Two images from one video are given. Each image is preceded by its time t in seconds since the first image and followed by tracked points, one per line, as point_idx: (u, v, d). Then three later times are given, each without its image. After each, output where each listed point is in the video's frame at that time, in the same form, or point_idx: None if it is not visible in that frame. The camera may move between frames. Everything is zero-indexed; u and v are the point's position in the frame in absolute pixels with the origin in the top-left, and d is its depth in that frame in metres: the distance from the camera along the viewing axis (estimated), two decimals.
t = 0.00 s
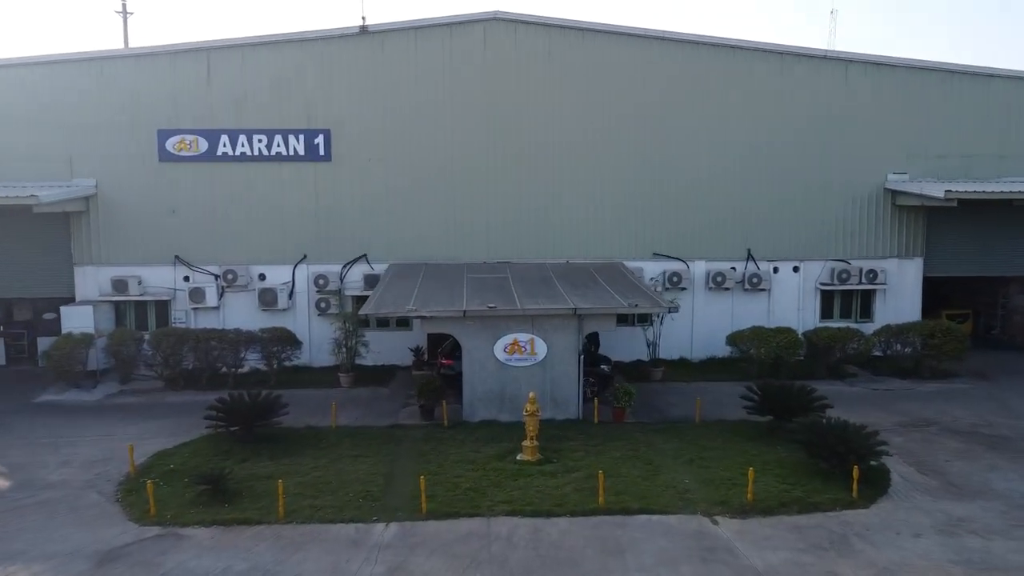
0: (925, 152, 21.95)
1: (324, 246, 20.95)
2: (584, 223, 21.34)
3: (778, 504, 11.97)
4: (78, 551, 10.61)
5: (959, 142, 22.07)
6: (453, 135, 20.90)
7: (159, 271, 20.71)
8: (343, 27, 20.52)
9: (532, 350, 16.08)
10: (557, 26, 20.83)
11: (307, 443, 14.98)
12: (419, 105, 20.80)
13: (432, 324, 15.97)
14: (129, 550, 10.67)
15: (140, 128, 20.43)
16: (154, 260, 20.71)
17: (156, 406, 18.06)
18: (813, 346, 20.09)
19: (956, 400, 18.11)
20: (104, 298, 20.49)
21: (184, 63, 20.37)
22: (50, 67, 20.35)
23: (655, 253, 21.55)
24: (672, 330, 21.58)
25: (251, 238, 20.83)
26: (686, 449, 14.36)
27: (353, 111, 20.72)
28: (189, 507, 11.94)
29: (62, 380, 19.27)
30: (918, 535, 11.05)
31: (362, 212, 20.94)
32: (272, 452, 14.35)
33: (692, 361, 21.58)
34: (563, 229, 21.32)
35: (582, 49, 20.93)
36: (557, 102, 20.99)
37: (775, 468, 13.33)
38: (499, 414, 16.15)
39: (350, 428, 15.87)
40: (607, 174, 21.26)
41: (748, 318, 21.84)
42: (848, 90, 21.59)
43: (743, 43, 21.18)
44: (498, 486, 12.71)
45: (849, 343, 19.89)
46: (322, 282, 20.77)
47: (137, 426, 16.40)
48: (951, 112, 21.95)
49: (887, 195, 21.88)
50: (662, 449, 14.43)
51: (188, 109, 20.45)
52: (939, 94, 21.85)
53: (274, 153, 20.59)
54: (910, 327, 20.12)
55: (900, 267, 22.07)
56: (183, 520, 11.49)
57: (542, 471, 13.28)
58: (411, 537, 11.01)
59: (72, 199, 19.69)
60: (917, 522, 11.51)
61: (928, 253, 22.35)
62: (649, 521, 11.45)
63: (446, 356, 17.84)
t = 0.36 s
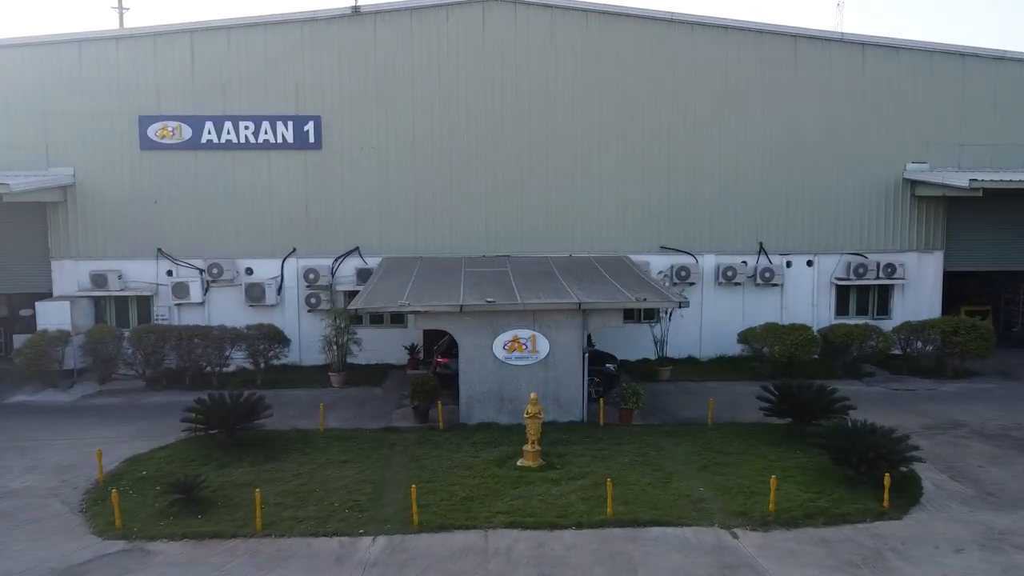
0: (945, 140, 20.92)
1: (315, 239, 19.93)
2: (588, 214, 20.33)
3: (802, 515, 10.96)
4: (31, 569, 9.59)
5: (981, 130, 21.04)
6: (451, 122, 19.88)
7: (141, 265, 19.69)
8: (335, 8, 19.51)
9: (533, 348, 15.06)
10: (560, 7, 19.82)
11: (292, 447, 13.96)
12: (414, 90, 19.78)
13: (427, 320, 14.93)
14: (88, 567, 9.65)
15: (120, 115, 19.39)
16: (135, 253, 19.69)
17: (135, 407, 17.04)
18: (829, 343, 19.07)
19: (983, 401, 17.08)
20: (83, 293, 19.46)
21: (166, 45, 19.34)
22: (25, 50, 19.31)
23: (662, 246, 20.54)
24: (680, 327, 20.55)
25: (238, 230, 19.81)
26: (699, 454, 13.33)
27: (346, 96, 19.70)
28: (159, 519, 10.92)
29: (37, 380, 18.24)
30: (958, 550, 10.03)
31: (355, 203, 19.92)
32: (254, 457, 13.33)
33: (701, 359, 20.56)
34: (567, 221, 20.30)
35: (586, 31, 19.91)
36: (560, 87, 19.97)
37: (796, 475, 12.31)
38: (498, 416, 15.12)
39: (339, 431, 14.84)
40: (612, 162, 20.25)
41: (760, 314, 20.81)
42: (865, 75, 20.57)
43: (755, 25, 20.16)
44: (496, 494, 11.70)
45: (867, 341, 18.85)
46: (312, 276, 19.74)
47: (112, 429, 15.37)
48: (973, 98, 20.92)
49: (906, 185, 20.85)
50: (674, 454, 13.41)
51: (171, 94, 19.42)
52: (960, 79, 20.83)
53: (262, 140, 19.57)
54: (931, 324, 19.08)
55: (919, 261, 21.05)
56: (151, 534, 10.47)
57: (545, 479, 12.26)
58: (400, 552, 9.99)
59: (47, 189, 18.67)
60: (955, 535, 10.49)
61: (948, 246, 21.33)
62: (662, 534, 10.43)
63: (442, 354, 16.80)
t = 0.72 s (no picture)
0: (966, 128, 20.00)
1: (305, 232, 19.02)
2: (591, 206, 19.41)
3: (828, 527, 10.04)
4: None
5: (1003, 118, 20.11)
6: (448, 108, 18.96)
7: (123, 259, 18.78)
8: None
9: (534, 345, 14.14)
10: None
11: (277, 452, 13.04)
12: (409, 75, 18.86)
13: (421, 316, 14.00)
14: None
15: (100, 101, 18.47)
16: (117, 247, 18.77)
17: (113, 409, 16.12)
18: (845, 341, 18.15)
19: (1010, 401, 16.16)
20: (61, 288, 18.54)
21: (149, 28, 18.41)
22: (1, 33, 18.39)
23: (669, 239, 19.62)
24: (689, 324, 19.63)
25: (224, 223, 18.89)
26: (713, 460, 12.42)
27: (338, 81, 18.77)
28: (126, 531, 10.01)
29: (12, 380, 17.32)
30: (1004, 566, 9.12)
31: (347, 194, 19.00)
32: (234, 463, 12.41)
33: (710, 358, 19.65)
34: (570, 213, 19.38)
35: (589, 14, 19.00)
36: (563, 72, 19.06)
37: (820, 483, 11.39)
38: (497, 418, 14.22)
39: (328, 434, 13.92)
40: (617, 151, 19.33)
41: (771, 311, 19.89)
42: (882, 60, 19.64)
43: (767, 7, 19.24)
44: (495, 504, 10.79)
45: (885, 338, 17.96)
46: (302, 271, 18.83)
47: (87, 432, 14.46)
48: (996, 84, 19.99)
49: (924, 176, 19.93)
50: (686, 459, 12.50)
51: (154, 79, 18.50)
52: (981, 64, 19.90)
53: (249, 129, 18.65)
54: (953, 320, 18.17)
55: (938, 255, 20.14)
56: (116, 548, 9.56)
57: (547, 486, 11.34)
58: (390, 569, 9.08)
59: (23, 179, 17.75)
60: (998, 550, 9.57)
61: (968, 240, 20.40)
62: (677, 549, 9.51)
63: (438, 352, 15.87)
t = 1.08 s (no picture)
0: (985, 117, 19.16)
1: (295, 225, 18.18)
2: (594, 198, 18.58)
3: (856, 541, 9.18)
4: None
5: None
6: (445, 96, 18.12)
7: (104, 254, 17.93)
8: None
9: (534, 344, 13.28)
10: None
11: (259, 457, 12.20)
12: (404, 61, 18.02)
13: (414, 312, 13.15)
14: None
15: (80, 88, 17.63)
16: (98, 241, 17.92)
17: (91, 410, 15.28)
18: (861, 339, 17.31)
19: None
20: (39, 284, 17.70)
21: (131, 11, 17.57)
22: None
23: (676, 233, 18.78)
24: (696, 321, 18.79)
25: (210, 215, 18.05)
26: (727, 466, 11.58)
27: (329, 67, 17.94)
28: (89, 546, 9.16)
29: None
30: None
31: (339, 186, 18.16)
32: (213, 470, 11.56)
33: (719, 357, 18.81)
34: (572, 205, 18.55)
35: None
36: (565, 58, 18.22)
37: (844, 492, 10.53)
38: (495, 420, 13.37)
39: (315, 438, 13.08)
40: (621, 141, 18.49)
41: (782, 308, 19.06)
42: (898, 45, 18.79)
43: None
44: (493, 516, 9.94)
45: (904, 336, 17.06)
46: (292, 266, 18.01)
47: (60, 436, 13.61)
48: (1016, 71, 19.14)
49: (942, 167, 19.10)
50: (698, 466, 11.66)
51: (137, 65, 17.66)
52: (1002, 50, 19.07)
53: (236, 117, 17.81)
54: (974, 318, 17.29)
55: (956, 250, 19.32)
56: (75, 566, 8.72)
57: (549, 495, 10.50)
58: None
59: None
60: None
61: (988, 233, 19.55)
62: (692, 566, 8.67)
63: (433, 351, 15.03)
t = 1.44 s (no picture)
0: (1002, 107, 18.49)
1: (287, 219, 17.49)
2: (598, 191, 17.90)
3: (884, 554, 8.50)
4: None
5: None
6: (442, 85, 17.45)
7: (88, 248, 17.24)
8: None
9: (536, 341, 12.59)
10: None
11: (244, 461, 11.51)
12: (400, 48, 17.34)
13: (409, 308, 12.45)
14: None
15: (63, 76, 16.94)
16: (82, 235, 17.23)
17: (71, 411, 14.59)
18: (876, 337, 16.62)
19: None
20: (20, 280, 17.01)
21: None
22: None
23: (682, 227, 18.10)
24: (703, 319, 18.10)
25: (199, 209, 17.37)
26: (741, 471, 10.90)
27: (322, 55, 17.26)
28: (55, 558, 8.47)
29: None
30: None
31: (333, 178, 17.49)
32: (194, 475, 10.87)
33: (727, 356, 18.13)
34: (573, 198, 17.86)
35: None
36: (567, 46, 17.55)
37: (867, 500, 9.85)
38: (494, 422, 12.69)
39: (305, 440, 12.39)
40: (626, 131, 17.81)
41: (792, 305, 18.37)
42: (913, 32, 18.11)
43: None
44: (491, 525, 9.25)
45: (920, 334, 16.39)
46: (283, 262, 17.33)
47: (36, 438, 12.92)
48: None
49: (958, 158, 18.44)
50: (710, 471, 10.97)
51: (122, 52, 16.97)
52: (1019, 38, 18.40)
53: (226, 106, 17.13)
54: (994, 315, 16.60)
55: (972, 245, 18.64)
56: None
57: (552, 503, 9.81)
58: None
59: None
60: None
61: (1005, 228, 18.88)
62: None
63: (429, 349, 14.34)
